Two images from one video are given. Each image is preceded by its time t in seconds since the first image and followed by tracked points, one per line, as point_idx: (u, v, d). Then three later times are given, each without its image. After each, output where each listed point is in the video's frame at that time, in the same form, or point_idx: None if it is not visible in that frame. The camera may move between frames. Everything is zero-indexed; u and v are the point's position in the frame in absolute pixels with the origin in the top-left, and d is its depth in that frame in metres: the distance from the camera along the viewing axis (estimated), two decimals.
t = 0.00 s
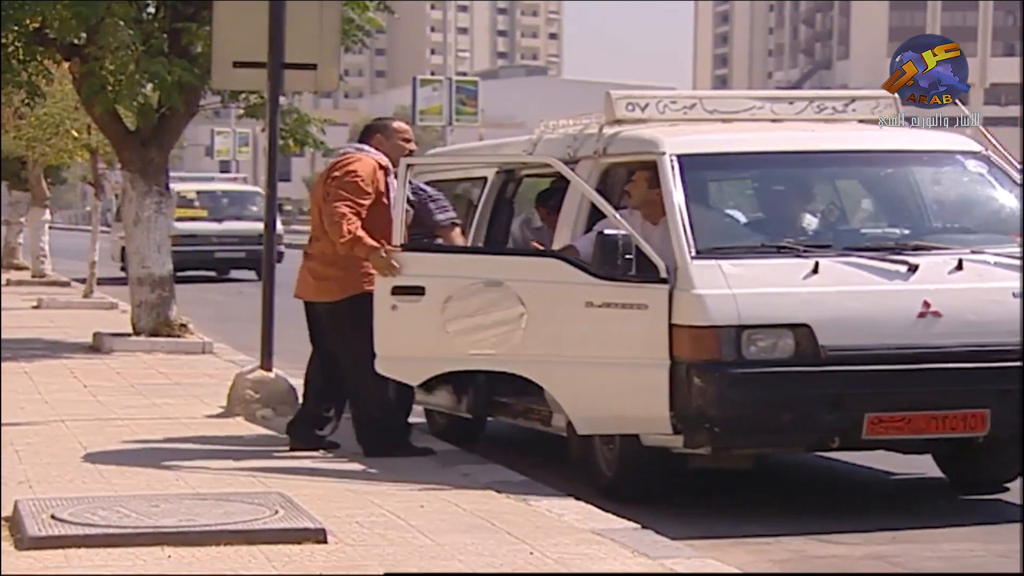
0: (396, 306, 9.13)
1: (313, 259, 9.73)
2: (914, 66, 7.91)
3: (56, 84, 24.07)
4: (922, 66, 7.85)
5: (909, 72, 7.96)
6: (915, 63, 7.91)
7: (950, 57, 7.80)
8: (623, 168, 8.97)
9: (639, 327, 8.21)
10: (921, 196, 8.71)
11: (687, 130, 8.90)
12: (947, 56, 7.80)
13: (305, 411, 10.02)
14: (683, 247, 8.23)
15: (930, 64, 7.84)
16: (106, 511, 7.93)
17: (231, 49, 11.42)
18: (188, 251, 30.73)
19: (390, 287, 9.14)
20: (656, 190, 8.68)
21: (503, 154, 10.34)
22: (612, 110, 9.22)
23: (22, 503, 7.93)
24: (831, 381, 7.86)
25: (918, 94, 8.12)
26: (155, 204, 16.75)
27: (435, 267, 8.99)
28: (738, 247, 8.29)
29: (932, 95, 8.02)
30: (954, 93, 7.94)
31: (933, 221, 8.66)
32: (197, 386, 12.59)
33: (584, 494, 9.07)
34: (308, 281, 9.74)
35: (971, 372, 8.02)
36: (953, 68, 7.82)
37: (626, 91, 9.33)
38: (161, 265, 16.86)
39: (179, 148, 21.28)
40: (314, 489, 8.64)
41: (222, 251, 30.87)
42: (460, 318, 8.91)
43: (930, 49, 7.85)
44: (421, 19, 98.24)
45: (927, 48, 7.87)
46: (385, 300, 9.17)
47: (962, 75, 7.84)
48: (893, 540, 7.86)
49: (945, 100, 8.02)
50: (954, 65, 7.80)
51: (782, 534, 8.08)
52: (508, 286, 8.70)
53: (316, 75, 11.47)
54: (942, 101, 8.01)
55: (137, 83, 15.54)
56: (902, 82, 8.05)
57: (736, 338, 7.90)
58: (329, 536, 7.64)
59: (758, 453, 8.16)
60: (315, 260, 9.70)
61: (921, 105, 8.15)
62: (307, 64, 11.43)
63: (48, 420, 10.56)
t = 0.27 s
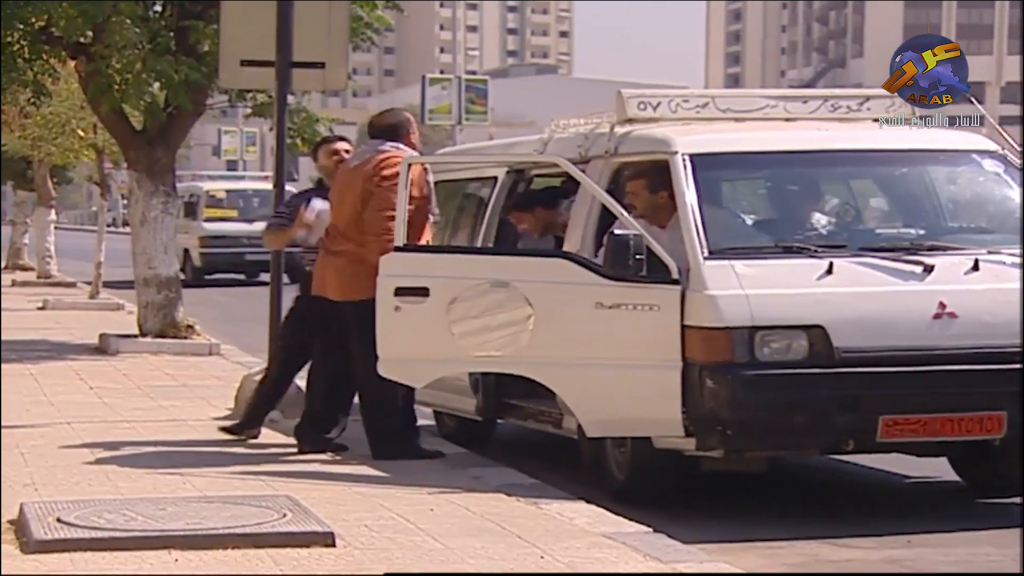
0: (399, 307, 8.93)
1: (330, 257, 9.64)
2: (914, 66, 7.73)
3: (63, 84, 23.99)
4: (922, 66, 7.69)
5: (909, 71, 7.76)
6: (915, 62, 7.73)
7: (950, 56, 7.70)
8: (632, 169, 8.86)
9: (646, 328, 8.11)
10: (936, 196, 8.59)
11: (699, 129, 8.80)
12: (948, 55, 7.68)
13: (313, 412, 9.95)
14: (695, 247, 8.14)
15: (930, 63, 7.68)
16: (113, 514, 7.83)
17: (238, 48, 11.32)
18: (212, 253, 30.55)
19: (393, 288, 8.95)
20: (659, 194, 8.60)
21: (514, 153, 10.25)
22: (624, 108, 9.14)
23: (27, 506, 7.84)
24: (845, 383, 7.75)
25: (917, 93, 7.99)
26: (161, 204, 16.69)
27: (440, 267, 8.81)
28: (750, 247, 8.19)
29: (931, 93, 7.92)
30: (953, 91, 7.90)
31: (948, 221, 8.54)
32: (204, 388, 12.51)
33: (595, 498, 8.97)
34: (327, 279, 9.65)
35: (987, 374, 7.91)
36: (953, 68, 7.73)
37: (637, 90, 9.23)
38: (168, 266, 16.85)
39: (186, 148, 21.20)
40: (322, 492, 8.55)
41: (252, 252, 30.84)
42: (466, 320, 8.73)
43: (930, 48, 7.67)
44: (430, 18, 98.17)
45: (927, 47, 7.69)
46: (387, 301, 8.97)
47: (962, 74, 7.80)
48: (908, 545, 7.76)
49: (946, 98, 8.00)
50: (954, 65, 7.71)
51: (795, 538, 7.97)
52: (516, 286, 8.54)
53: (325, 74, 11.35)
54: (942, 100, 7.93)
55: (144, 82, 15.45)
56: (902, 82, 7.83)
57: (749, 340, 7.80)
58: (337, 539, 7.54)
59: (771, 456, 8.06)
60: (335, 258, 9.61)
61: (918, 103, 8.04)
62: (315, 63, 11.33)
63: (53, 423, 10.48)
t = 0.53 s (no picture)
0: (407, 310, 8.85)
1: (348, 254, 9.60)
2: (914, 66, 7.71)
3: (69, 83, 23.95)
4: (922, 66, 7.67)
5: (909, 71, 7.74)
6: (915, 62, 7.71)
7: (951, 57, 7.64)
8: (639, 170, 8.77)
9: (653, 330, 8.05)
10: (948, 195, 8.50)
11: (709, 129, 8.71)
12: (947, 55, 7.63)
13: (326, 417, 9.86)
14: (705, 248, 8.05)
15: (930, 64, 7.65)
16: (119, 517, 7.77)
17: (246, 48, 11.26)
18: (235, 256, 30.41)
19: (399, 292, 8.87)
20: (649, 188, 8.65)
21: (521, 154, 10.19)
22: (631, 108, 9.03)
23: (33, 509, 7.78)
24: (857, 385, 7.67)
25: (917, 93, 7.91)
26: (168, 205, 16.64)
27: (449, 269, 8.73)
28: (760, 249, 8.10)
29: (932, 93, 7.84)
30: (953, 91, 7.82)
31: (961, 221, 8.45)
32: (211, 390, 12.45)
33: (605, 501, 8.91)
34: (345, 277, 9.61)
35: (1000, 375, 7.83)
36: (953, 68, 7.67)
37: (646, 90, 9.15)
38: (174, 268, 16.82)
39: (192, 148, 21.17)
40: (330, 495, 8.48)
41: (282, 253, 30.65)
42: (474, 323, 8.64)
43: (930, 48, 7.66)
44: (439, 16, 98.11)
45: (927, 47, 7.67)
46: (396, 305, 8.88)
47: (962, 75, 7.72)
48: (922, 549, 7.68)
49: (946, 99, 7.90)
50: (954, 65, 7.65)
51: (806, 541, 7.90)
52: (524, 289, 8.47)
53: (333, 73, 11.24)
54: (941, 100, 7.86)
55: (151, 82, 15.38)
56: (902, 82, 7.81)
57: (759, 342, 7.72)
58: (345, 543, 7.47)
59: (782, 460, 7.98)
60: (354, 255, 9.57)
61: (919, 104, 7.95)
62: (323, 62, 11.21)
63: (60, 425, 10.42)
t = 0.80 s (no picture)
0: (419, 312, 8.76)
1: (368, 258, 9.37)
2: (915, 66, 7.71)
3: (79, 84, 23.90)
4: (922, 66, 7.68)
5: (909, 71, 7.78)
6: (915, 62, 7.73)
7: (950, 57, 7.67)
8: (657, 171, 8.68)
9: (670, 334, 7.95)
10: (968, 196, 8.37)
11: (725, 129, 8.60)
12: (947, 55, 7.65)
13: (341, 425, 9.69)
14: (721, 250, 7.95)
15: (930, 63, 7.65)
16: (130, 521, 7.68)
17: (257, 48, 11.14)
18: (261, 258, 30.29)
19: (412, 294, 8.78)
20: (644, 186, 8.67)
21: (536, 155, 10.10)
22: (647, 108, 8.95)
23: (42, 513, 7.70)
24: (876, 389, 7.57)
25: (917, 94, 8.02)
26: (178, 206, 16.57)
27: (463, 272, 8.63)
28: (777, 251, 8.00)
29: (932, 94, 7.96)
30: (952, 92, 7.91)
31: (981, 222, 8.32)
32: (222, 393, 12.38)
33: (620, 506, 8.81)
34: (368, 282, 9.37)
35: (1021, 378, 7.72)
36: (953, 68, 7.69)
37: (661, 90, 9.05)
38: (185, 270, 16.68)
39: (203, 149, 21.10)
40: (342, 500, 8.40)
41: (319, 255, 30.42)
42: (487, 325, 8.55)
43: (930, 48, 7.64)
44: (451, 16, 98.05)
45: (927, 47, 7.64)
46: (407, 307, 8.80)
47: (963, 75, 7.78)
48: (942, 554, 7.57)
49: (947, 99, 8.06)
50: (954, 65, 7.68)
51: (825, 547, 7.79)
52: (538, 291, 8.37)
53: (345, 73, 11.12)
54: (940, 101, 7.99)
55: (161, 81, 15.31)
56: (902, 81, 7.88)
57: (776, 345, 7.62)
58: (358, 547, 7.38)
59: (799, 464, 7.88)
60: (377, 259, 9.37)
61: (919, 106, 8.10)
62: (335, 62, 11.10)
63: (70, 428, 10.35)
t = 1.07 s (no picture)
0: (432, 314, 8.65)
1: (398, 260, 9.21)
2: (915, 66, 8.06)
3: (88, 84, 23.88)
4: (923, 65, 8.03)
5: (909, 71, 8.10)
6: (916, 62, 8.06)
7: (951, 57, 8.06)
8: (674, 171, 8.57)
9: (686, 336, 7.84)
10: (988, 197, 8.25)
11: (742, 129, 8.49)
12: (947, 55, 8.03)
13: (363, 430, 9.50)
14: (737, 251, 7.84)
15: (931, 63, 8.02)
16: (140, 526, 7.59)
17: (268, 47, 10.99)
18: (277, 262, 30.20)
19: (424, 295, 8.67)
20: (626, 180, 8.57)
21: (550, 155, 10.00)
22: (662, 108, 8.83)
23: (52, 517, 7.61)
24: (895, 391, 7.46)
25: (918, 94, 8.34)
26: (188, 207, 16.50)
27: (476, 273, 8.53)
28: (794, 252, 7.90)
29: (932, 93, 8.32)
30: (950, 92, 8.33)
31: (1001, 224, 8.19)
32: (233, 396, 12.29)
33: (635, 510, 8.70)
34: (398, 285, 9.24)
35: None
36: (953, 68, 8.11)
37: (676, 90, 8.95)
38: (195, 271, 16.61)
39: (213, 149, 21.03)
40: (354, 504, 8.30)
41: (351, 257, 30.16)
42: (502, 326, 8.44)
43: (931, 49, 8.00)
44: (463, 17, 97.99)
45: (927, 47, 8.00)
46: (420, 309, 8.69)
47: (961, 74, 8.21)
48: (962, 559, 7.46)
49: (947, 99, 8.44)
50: (953, 64, 8.09)
51: (843, 552, 7.68)
52: (552, 292, 8.27)
53: (357, 73, 10.98)
54: (940, 100, 8.39)
55: (172, 81, 15.25)
56: (903, 81, 8.19)
57: (794, 347, 7.51)
58: (370, 552, 7.29)
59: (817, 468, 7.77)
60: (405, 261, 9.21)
61: (918, 107, 8.41)
62: (347, 61, 10.96)
63: (79, 432, 10.27)
